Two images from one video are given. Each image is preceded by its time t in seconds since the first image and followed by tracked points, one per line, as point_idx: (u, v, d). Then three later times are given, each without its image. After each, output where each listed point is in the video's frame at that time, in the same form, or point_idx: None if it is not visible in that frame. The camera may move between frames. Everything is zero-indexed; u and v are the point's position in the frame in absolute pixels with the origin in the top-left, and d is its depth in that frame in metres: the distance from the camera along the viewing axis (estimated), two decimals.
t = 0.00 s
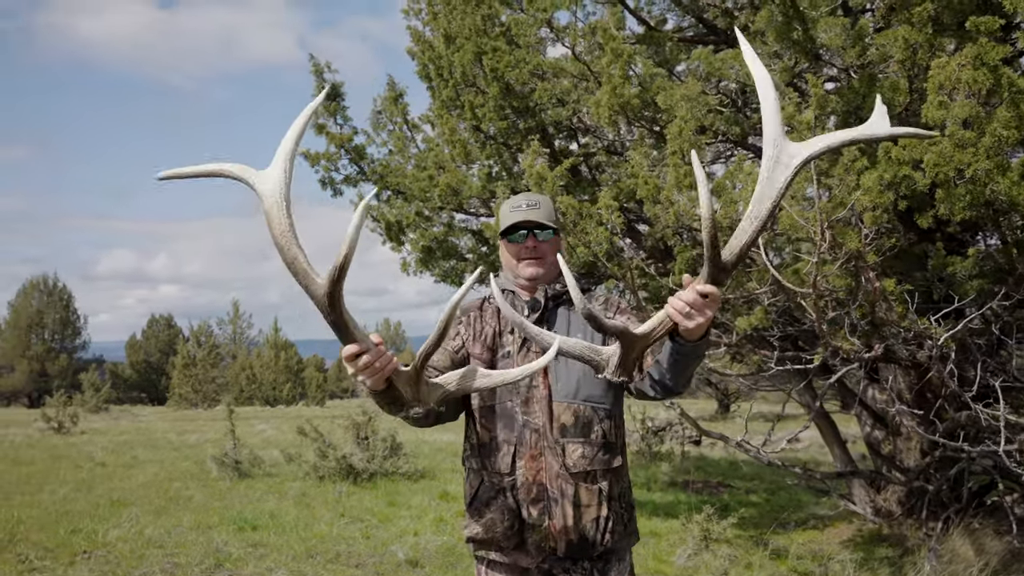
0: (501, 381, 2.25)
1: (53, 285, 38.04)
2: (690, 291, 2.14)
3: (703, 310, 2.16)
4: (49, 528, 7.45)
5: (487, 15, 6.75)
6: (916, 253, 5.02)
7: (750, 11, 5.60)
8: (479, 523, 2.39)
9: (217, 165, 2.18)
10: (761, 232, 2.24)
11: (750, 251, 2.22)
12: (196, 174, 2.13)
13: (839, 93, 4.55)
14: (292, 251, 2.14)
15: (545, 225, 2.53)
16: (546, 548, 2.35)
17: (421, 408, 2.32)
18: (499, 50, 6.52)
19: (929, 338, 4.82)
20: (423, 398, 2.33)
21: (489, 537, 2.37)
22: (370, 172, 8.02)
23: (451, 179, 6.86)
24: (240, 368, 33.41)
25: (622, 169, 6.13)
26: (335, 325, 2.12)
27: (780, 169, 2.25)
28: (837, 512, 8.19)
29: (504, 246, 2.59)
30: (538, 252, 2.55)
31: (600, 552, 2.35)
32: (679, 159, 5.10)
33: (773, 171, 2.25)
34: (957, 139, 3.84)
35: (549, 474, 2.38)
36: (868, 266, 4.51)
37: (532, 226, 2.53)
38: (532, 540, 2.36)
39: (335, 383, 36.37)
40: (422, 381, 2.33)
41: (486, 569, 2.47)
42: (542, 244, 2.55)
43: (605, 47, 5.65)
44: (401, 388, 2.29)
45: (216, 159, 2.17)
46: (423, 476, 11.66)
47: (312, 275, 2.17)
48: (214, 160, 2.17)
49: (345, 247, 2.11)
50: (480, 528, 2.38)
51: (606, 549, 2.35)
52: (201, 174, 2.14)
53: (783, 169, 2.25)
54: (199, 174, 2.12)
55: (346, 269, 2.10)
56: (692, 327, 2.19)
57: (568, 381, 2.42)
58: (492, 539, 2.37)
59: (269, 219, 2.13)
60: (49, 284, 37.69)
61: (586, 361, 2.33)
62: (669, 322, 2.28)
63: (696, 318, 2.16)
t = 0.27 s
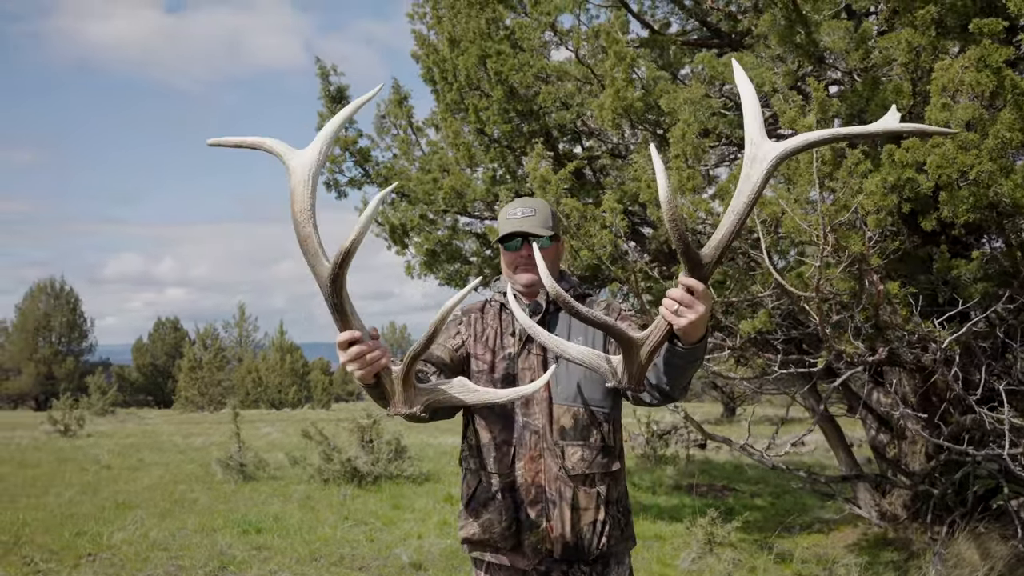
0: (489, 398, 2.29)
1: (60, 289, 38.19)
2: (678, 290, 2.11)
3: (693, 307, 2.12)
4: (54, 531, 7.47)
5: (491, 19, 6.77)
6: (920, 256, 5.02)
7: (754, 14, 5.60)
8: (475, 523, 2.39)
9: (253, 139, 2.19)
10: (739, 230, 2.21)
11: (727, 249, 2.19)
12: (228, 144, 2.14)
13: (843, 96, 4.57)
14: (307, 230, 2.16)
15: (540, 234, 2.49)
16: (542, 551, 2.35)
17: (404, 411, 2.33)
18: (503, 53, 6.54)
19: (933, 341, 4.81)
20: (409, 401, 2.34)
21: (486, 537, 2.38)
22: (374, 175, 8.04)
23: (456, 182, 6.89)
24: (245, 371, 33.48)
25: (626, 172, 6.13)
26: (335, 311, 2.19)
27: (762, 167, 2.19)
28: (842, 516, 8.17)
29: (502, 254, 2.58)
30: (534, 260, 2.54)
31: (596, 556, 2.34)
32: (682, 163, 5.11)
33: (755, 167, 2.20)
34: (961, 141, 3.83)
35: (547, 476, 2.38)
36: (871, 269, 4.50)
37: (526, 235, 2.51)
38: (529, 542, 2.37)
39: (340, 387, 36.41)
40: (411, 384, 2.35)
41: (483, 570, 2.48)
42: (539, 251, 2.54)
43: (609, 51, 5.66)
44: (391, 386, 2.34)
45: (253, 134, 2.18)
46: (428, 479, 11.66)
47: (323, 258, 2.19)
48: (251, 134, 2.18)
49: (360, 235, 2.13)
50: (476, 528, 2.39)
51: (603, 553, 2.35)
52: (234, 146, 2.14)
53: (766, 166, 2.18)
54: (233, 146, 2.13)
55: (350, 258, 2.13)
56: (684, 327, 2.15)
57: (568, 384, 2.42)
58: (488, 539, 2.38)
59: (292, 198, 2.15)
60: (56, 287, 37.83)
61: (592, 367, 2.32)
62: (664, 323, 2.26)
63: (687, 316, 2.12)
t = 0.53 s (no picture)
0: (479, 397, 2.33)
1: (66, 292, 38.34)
2: (708, 295, 2.13)
3: (719, 313, 2.15)
4: (59, 533, 7.50)
5: (495, 22, 6.79)
6: (925, 259, 5.00)
7: (757, 17, 5.61)
8: (475, 526, 2.40)
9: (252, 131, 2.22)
10: (772, 237, 2.25)
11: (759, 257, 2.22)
12: (224, 134, 2.16)
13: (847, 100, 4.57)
14: (302, 225, 2.20)
15: (535, 242, 2.50)
16: (542, 553, 2.35)
17: (391, 405, 2.34)
18: (507, 57, 6.55)
19: (938, 345, 4.80)
20: (397, 395, 2.34)
21: (486, 539, 2.38)
22: (379, 178, 8.06)
23: (460, 185, 6.93)
24: (251, 374, 33.54)
25: (630, 175, 6.13)
26: (326, 306, 2.19)
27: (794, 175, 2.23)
28: (848, 520, 8.14)
29: (501, 261, 2.60)
30: (530, 268, 2.54)
31: (596, 559, 2.34)
32: (686, 166, 5.11)
33: (786, 175, 2.24)
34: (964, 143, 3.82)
35: (547, 478, 2.38)
36: (875, 272, 4.48)
37: (521, 243, 2.52)
38: (529, 544, 2.37)
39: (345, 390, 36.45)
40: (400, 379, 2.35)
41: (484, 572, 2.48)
42: (535, 259, 2.54)
43: (612, 55, 5.70)
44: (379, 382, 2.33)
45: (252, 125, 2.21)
46: (432, 482, 11.66)
47: (316, 252, 2.22)
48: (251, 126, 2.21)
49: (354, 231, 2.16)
50: (476, 531, 2.39)
51: (602, 556, 2.35)
52: (230, 137, 2.17)
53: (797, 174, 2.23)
54: (229, 138, 2.15)
55: (345, 254, 2.15)
56: (709, 332, 2.18)
57: (568, 386, 2.42)
58: (488, 541, 2.38)
59: (287, 193, 2.19)
60: (62, 290, 37.98)
61: (607, 360, 2.32)
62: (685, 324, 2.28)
63: (713, 320, 2.14)
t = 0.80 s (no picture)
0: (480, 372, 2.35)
1: (66, 294, 38.32)
2: (714, 296, 2.13)
3: (725, 315, 2.15)
4: (59, 535, 7.49)
5: (496, 24, 6.79)
6: (925, 260, 5.00)
7: (757, 19, 5.61)
8: (473, 526, 2.40)
9: (232, 143, 2.28)
10: (784, 243, 2.25)
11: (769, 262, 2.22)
12: (206, 150, 2.25)
13: (847, 101, 4.57)
14: (292, 220, 2.23)
15: (529, 245, 2.49)
16: (540, 554, 2.35)
17: (394, 391, 2.36)
18: (508, 58, 6.55)
19: (938, 346, 4.81)
20: (398, 381, 2.36)
21: (484, 540, 2.38)
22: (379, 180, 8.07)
23: (460, 187, 6.93)
24: (251, 376, 33.53)
25: (630, 177, 6.14)
26: (323, 297, 2.20)
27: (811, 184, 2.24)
28: (848, 521, 8.14)
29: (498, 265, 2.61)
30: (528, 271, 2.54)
31: (594, 560, 2.34)
32: (686, 167, 5.11)
33: (802, 184, 2.25)
34: (963, 145, 3.83)
35: (545, 479, 2.38)
36: (874, 274, 4.47)
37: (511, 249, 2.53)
38: (526, 545, 2.37)
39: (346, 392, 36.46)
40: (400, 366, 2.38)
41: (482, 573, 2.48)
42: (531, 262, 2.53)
43: (612, 57, 5.71)
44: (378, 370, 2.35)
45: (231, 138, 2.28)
46: (432, 483, 11.66)
47: (308, 245, 2.25)
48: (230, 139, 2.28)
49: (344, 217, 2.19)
50: (474, 531, 2.39)
51: (600, 558, 2.35)
52: (213, 151, 2.25)
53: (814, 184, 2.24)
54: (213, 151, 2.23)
55: (339, 239, 2.19)
56: (714, 333, 2.18)
57: (568, 387, 2.43)
58: (486, 542, 2.38)
59: (275, 190, 2.22)
60: (63, 292, 37.96)
61: (610, 358, 2.32)
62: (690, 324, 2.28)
63: (719, 322, 2.14)
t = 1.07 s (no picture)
0: (471, 368, 2.34)
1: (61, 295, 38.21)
2: (716, 291, 2.14)
3: (726, 311, 2.15)
4: (54, 537, 7.47)
5: (492, 25, 6.79)
6: (921, 262, 5.01)
7: (754, 20, 5.62)
8: (473, 527, 2.41)
9: (223, 149, 2.29)
10: (784, 239, 2.26)
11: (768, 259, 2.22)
12: (195, 158, 2.26)
13: (843, 102, 4.58)
14: (283, 223, 2.24)
15: (546, 244, 2.47)
16: (540, 555, 2.35)
17: (388, 391, 2.36)
18: (504, 60, 6.55)
19: (934, 347, 4.82)
20: (392, 381, 2.37)
21: (485, 541, 2.39)
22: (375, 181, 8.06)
23: (457, 189, 6.93)
24: (247, 377, 33.48)
25: (626, 178, 6.14)
26: (314, 298, 2.21)
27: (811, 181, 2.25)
28: (844, 522, 8.15)
29: (506, 264, 2.55)
30: (541, 270, 2.52)
31: (594, 560, 2.33)
32: (683, 168, 5.11)
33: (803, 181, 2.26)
34: (958, 147, 3.84)
35: (544, 480, 2.38)
36: (870, 275, 4.47)
37: (532, 247, 2.48)
38: (526, 546, 2.37)
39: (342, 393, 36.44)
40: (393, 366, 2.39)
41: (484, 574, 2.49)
42: (544, 261, 2.51)
43: (609, 58, 5.72)
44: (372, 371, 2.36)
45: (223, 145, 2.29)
46: (429, 485, 11.65)
47: (299, 247, 2.26)
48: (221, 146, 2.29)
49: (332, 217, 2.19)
50: (475, 532, 2.39)
51: (600, 558, 2.34)
52: (203, 160, 2.26)
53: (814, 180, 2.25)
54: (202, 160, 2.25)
55: (329, 240, 2.20)
56: (714, 329, 2.19)
57: (568, 387, 2.42)
58: (487, 543, 2.39)
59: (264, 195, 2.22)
60: (58, 293, 37.86)
61: (607, 355, 2.33)
62: (690, 321, 2.29)
63: (721, 317, 2.15)
